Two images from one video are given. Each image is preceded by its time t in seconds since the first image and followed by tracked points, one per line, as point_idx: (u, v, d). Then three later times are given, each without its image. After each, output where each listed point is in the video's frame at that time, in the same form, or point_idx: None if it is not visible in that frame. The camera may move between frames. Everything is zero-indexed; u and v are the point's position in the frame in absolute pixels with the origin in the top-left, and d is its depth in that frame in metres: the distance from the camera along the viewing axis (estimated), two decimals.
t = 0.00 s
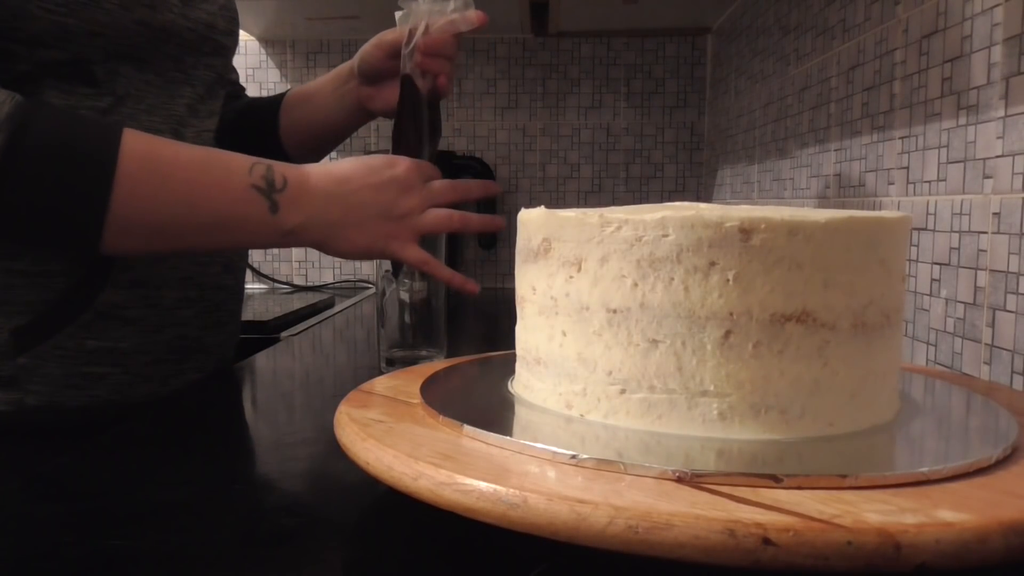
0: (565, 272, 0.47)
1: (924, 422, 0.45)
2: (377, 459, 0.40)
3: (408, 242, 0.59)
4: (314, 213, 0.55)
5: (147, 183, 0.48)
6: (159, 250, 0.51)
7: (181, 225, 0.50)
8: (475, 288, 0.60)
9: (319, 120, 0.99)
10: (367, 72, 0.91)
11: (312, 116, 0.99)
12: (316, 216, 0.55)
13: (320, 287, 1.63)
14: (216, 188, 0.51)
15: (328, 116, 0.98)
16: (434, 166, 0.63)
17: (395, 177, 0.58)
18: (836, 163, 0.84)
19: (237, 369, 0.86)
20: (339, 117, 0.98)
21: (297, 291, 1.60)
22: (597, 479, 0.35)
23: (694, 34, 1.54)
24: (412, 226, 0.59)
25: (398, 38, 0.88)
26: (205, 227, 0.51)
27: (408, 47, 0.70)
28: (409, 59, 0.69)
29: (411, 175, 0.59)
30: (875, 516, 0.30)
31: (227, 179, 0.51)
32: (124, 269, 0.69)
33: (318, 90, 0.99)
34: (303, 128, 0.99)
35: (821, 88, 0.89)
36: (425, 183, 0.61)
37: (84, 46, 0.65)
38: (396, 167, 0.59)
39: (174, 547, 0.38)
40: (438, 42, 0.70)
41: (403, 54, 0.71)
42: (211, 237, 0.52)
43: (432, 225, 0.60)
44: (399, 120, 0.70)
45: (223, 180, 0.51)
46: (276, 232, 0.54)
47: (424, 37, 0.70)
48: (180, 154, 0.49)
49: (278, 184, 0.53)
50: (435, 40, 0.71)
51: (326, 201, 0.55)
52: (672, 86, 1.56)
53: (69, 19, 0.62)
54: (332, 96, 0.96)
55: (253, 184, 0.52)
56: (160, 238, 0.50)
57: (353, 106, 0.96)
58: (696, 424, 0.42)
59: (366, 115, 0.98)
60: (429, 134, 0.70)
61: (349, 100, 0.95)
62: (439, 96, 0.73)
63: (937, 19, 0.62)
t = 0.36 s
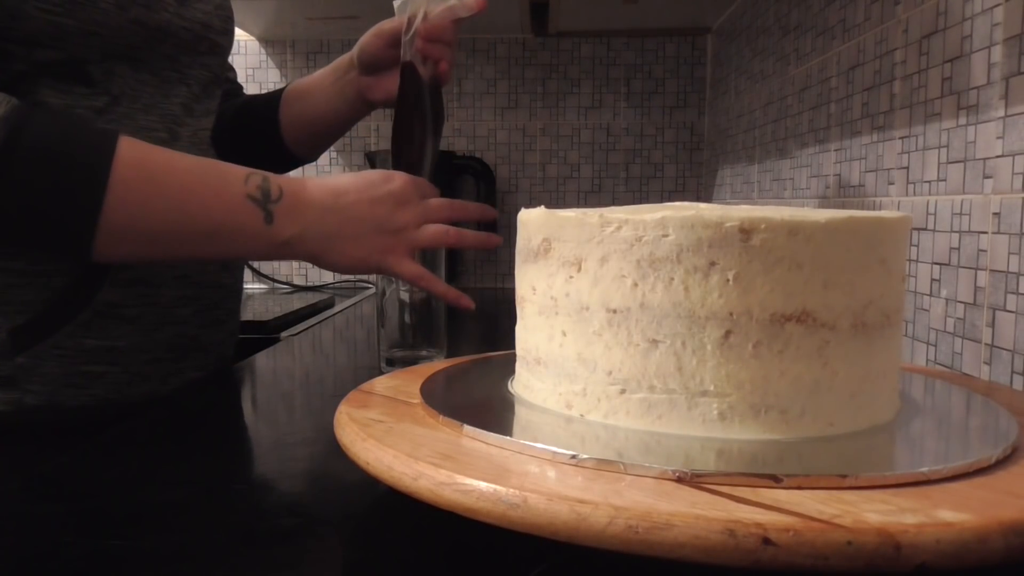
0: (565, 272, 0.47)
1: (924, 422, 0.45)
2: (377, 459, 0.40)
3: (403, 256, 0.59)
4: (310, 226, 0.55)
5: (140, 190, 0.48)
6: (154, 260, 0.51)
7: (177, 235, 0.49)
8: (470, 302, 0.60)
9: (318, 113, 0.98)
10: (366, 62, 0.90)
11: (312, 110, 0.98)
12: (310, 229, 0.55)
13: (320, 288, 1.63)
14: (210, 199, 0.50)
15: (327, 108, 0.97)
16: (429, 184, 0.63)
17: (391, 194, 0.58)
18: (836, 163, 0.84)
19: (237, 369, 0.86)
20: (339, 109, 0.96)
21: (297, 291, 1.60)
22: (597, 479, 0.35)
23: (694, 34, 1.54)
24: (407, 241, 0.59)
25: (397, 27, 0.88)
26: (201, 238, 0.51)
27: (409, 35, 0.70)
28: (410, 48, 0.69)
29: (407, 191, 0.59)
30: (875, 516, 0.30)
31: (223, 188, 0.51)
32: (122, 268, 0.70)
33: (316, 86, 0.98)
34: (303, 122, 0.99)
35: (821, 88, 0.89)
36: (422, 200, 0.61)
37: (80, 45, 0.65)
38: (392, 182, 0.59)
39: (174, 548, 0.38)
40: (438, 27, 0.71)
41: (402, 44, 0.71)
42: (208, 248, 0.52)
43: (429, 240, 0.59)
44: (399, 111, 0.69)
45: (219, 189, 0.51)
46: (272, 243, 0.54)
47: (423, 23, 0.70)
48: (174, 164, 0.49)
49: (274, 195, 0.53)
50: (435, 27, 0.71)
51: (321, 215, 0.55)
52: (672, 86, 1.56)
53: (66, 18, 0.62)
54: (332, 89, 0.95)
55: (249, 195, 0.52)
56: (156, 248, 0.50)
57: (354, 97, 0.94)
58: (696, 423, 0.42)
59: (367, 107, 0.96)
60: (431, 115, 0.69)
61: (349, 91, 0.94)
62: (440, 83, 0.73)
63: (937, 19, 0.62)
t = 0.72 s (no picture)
0: (565, 272, 0.47)
1: (925, 422, 0.45)
2: (376, 459, 0.40)
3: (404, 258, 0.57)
4: (309, 227, 0.54)
5: (137, 190, 0.47)
6: (152, 259, 0.51)
7: (174, 235, 0.49)
8: (473, 303, 0.58)
9: (318, 102, 0.98)
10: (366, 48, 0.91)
11: (311, 100, 0.98)
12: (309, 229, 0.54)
13: (320, 288, 1.63)
14: (208, 200, 0.50)
15: (328, 96, 0.97)
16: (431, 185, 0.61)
17: (392, 195, 0.56)
18: (836, 163, 0.84)
19: (237, 369, 0.86)
20: (339, 98, 0.96)
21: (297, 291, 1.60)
22: (597, 479, 0.35)
23: (693, 34, 1.54)
24: (408, 242, 0.57)
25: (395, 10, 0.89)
26: (199, 238, 0.50)
27: (406, 15, 0.71)
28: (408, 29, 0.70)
29: (409, 192, 0.57)
30: (875, 516, 0.30)
31: (221, 189, 0.51)
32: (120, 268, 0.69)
33: (315, 74, 0.98)
34: (304, 112, 0.99)
35: (821, 88, 0.89)
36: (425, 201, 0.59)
37: (79, 44, 0.65)
38: (394, 183, 0.57)
39: (174, 548, 0.38)
40: (435, 7, 0.72)
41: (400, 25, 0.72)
42: (206, 248, 0.51)
43: (429, 240, 0.57)
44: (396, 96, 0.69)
45: (218, 190, 0.51)
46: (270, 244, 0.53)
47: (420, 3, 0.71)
48: (172, 163, 0.49)
49: (272, 196, 0.52)
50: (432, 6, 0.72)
51: (321, 216, 0.55)
52: (672, 86, 1.56)
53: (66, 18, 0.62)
54: (332, 77, 0.95)
55: (247, 195, 0.52)
56: (153, 246, 0.49)
57: (353, 84, 0.95)
58: (696, 423, 0.42)
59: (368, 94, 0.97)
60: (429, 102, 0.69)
61: (349, 79, 0.94)
62: (439, 64, 0.74)
63: (937, 19, 0.62)
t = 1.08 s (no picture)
0: (565, 272, 0.47)
1: (924, 422, 0.45)
2: (377, 459, 0.40)
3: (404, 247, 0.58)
4: (308, 214, 0.54)
5: (136, 182, 0.47)
6: (149, 254, 0.50)
7: (173, 226, 0.48)
8: (467, 293, 0.59)
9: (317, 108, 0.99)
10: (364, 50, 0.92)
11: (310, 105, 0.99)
12: (308, 220, 0.54)
13: (320, 287, 1.63)
14: (208, 190, 0.50)
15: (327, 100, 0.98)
16: (430, 170, 0.60)
17: (389, 183, 0.56)
18: (836, 163, 0.84)
19: (237, 369, 0.86)
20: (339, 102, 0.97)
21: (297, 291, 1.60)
22: (597, 479, 0.35)
23: (694, 34, 1.54)
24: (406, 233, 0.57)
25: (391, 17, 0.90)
26: (199, 229, 0.50)
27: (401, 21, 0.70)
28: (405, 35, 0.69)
29: (407, 180, 0.57)
30: (875, 516, 0.30)
31: (219, 179, 0.50)
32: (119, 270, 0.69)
33: (313, 78, 0.99)
34: (303, 117, 0.99)
35: (821, 88, 0.89)
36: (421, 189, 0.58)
37: (79, 44, 0.64)
38: (392, 172, 0.56)
39: (178, 550, 0.38)
40: (430, 12, 0.71)
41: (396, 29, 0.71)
42: (204, 240, 0.50)
43: (427, 231, 0.57)
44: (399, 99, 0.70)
45: (217, 180, 0.50)
46: (269, 234, 0.53)
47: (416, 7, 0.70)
48: (171, 156, 0.48)
49: (272, 184, 0.52)
50: (428, 12, 0.71)
51: (319, 202, 0.54)
52: (672, 86, 1.56)
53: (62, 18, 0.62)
54: (330, 83, 0.96)
55: (247, 184, 0.51)
56: (152, 241, 0.49)
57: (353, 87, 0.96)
58: (696, 423, 0.42)
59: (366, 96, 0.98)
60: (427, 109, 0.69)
61: (347, 84, 0.95)
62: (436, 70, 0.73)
63: (937, 19, 0.62)
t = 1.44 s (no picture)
0: (565, 272, 0.47)
1: (925, 422, 0.45)
2: (377, 459, 0.40)
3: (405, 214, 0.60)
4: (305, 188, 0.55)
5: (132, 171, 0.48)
6: (151, 238, 0.51)
7: (170, 212, 0.50)
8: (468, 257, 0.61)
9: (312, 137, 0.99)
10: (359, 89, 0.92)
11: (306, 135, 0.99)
12: (307, 197, 0.55)
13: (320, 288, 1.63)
14: (203, 173, 0.51)
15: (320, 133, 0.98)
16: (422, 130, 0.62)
17: (384, 148, 0.58)
18: (836, 164, 0.84)
19: (237, 369, 0.86)
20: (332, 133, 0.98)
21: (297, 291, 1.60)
22: (597, 479, 0.35)
23: (693, 34, 1.54)
24: (406, 197, 0.59)
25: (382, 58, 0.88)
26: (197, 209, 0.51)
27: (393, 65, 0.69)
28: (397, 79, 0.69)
29: (400, 143, 0.59)
30: (875, 516, 0.30)
31: (214, 159, 0.52)
32: (112, 276, 0.69)
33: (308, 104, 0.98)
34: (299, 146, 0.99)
35: (821, 89, 0.89)
36: (416, 152, 0.60)
37: (78, 49, 0.65)
38: (385, 135, 0.58)
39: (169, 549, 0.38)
40: (422, 56, 0.70)
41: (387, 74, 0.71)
42: (203, 221, 0.52)
43: (428, 197, 0.60)
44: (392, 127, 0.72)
45: (211, 161, 0.52)
46: (268, 211, 0.54)
47: (406, 54, 0.70)
48: (165, 142, 0.50)
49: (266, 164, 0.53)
50: (422, 55, 0.70)
51: (316, 176, 0.55)
52: (672, 86, 1.56)
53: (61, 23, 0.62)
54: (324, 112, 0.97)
55: (242, 166, 0.53)
56: (150, 228, 0.50)
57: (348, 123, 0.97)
58: (696, 424, 0.42)
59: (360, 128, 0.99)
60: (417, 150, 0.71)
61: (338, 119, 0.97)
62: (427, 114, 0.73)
63: (937, 20, 0.62)
